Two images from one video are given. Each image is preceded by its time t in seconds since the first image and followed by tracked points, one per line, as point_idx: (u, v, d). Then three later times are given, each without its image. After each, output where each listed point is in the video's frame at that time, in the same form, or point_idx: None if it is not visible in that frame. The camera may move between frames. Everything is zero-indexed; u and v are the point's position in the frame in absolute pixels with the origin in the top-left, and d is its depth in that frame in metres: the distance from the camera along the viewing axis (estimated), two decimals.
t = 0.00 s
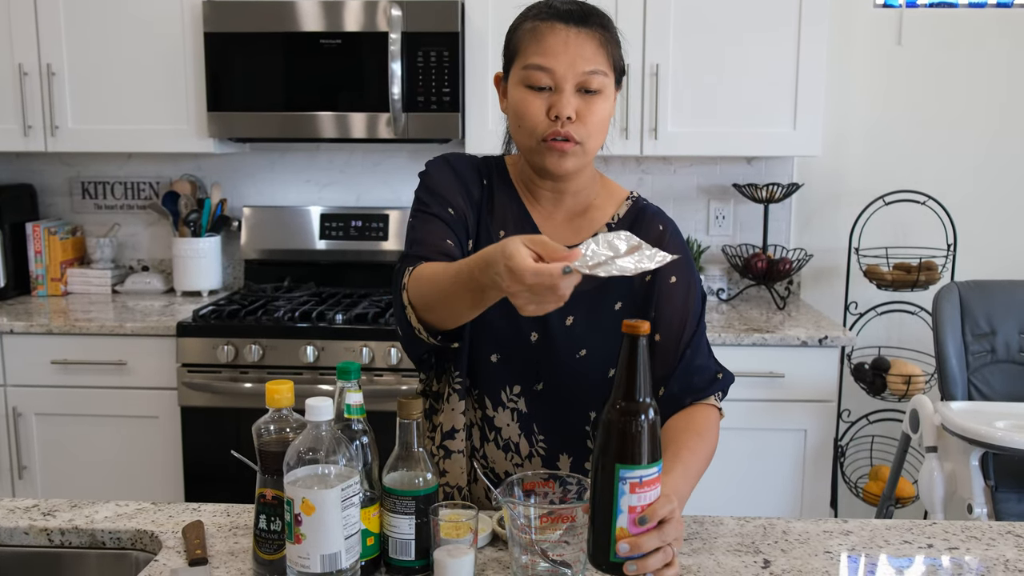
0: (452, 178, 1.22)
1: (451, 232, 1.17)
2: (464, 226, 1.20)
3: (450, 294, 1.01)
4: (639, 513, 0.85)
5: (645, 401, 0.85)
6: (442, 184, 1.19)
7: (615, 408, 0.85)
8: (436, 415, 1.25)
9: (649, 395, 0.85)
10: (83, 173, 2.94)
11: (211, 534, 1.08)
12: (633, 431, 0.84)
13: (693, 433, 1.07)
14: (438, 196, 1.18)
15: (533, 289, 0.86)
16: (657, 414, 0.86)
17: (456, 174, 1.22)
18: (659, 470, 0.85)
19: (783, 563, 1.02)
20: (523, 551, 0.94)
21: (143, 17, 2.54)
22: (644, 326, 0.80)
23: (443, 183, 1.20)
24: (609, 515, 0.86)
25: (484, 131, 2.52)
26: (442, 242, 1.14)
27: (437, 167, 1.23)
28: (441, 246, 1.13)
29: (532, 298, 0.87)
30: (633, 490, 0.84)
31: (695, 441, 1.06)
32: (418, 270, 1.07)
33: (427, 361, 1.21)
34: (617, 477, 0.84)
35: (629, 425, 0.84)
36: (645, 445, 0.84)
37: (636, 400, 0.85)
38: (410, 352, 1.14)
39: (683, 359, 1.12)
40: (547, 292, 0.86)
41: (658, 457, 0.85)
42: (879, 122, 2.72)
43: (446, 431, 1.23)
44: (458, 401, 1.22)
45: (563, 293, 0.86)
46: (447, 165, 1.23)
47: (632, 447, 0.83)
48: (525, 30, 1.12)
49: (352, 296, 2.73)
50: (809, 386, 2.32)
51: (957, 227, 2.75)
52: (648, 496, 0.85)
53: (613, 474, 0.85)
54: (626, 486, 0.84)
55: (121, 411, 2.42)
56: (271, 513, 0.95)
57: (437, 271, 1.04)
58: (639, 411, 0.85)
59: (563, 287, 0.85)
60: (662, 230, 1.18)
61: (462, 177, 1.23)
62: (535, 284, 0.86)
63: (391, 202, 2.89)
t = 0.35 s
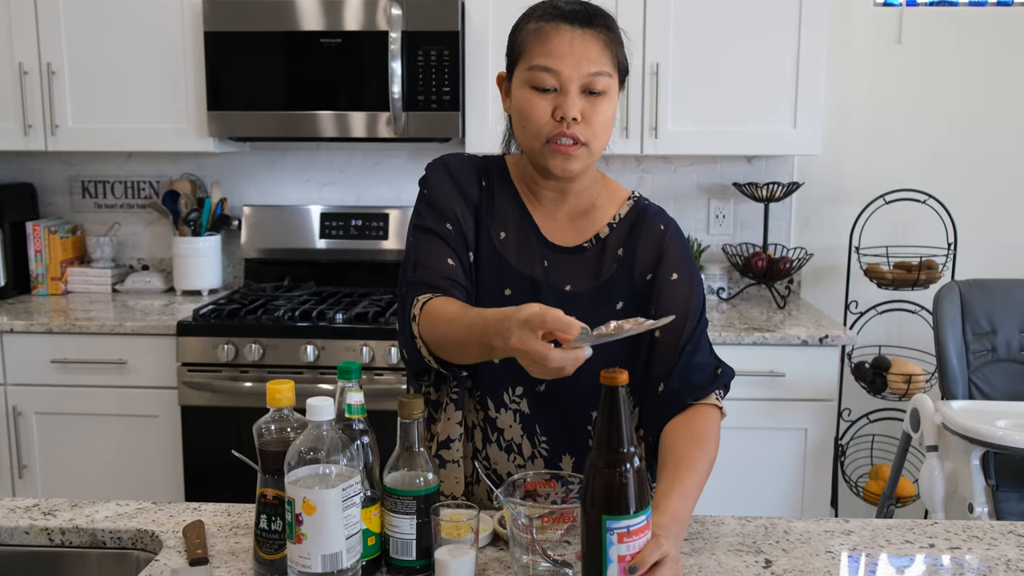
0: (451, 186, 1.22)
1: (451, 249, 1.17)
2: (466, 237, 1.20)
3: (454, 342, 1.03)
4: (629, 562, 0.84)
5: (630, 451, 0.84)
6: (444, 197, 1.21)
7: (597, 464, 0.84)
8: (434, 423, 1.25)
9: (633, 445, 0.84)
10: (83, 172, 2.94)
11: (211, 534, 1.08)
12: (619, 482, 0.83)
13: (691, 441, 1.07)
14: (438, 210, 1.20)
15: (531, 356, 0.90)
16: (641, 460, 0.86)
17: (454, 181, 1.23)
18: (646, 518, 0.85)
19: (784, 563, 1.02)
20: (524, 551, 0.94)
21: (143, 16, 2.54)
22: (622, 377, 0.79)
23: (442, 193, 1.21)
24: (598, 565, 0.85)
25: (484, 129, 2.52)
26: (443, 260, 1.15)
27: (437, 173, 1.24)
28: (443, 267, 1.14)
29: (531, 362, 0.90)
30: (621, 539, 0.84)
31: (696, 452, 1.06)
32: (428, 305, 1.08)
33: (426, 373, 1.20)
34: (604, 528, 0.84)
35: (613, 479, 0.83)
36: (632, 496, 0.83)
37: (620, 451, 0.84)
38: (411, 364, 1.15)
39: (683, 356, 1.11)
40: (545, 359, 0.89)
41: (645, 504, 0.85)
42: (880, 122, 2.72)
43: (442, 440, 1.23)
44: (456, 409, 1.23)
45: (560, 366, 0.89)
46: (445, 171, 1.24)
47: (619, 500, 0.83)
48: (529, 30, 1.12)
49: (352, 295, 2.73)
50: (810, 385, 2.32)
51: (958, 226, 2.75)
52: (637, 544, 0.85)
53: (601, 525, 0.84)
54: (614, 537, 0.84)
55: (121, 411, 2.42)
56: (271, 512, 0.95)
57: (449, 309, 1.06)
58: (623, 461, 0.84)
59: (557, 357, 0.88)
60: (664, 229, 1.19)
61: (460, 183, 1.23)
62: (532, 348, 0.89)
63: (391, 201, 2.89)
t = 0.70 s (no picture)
0: (451, 185, 1.22)
1: (452, 247, 1.17)
2: (466, 236, 1.20)
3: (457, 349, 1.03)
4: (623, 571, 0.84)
5: (622, 462, 0.84)
6: (444, 196, 1.21)
7: (591, 474, 0.84)
8: (435, 421, 1.25)
9: (625, 456, 0.84)
10: (84, 170, 2.94)
11: (212, 531, 1.07)
12: (611, 493, 0.83)
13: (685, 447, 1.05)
14: (438, 210, 1.20)
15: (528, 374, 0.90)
16: (633, 469, 0.85)
17: (454, 179, 1.23)
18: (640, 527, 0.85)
19: (785, 559, 1.02)
20: (525, 547, 0.94)
21: (143, 14, 2.54)
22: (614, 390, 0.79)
23: (442, 192, 1.22)
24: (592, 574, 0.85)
25: (484, 127, 2.52)
26: (443, 259, 1.15)
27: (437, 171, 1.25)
28: (443, 266, 1.14)
29: (529, 380, 0.90)
30: (614, 549, 0.84)
31: (692, 456, 1.04)
32: (434, 305, 1.08)
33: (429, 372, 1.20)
34: (598, 539, 0.83)
35: (607, 489, 0.83)
36: (625, 506, 0.83)
37: (612, 462, 0.84)
38: (413, 362, 1.15)
39: (682, 355, 1.10)
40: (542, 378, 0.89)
41: (638, 515, 0.85)
42: (881, 120, 2.72)
43: (442, 438, 1.23)
44: (456, 407, 1.23)
45: (557, 388, 0.89)
46: (445, 169, 1.24)
47: (612, 511, 0.83)
48: (529, 26, 1.12)
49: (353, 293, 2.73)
50: (811, 383, 2.32)
51: (959, 223, 2.75)
52: (630, 554, 0.85)
53: (593, 535, 0.84)
54: (608, 547, 0.84)
55: (122, 409, 2.42)
56: (272, 509, 0.94)
57: (453, 316, 1.05)
58: (616, 471, 0.83)
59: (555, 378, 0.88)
60: (665, 226, 1.18)
61: (460, 181, 1.23)
62: (532, 366, 0.89)
63: (391, 199, 2.89)
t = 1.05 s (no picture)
0: (451, 183, 1.22)
1: (454, 247, 1.17)
2: (468, 235, 1.19)
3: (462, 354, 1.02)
4: (622, 569, 0.83)
5: (633, 458, 0.84)
6: (445, 195, 1.20)
7: (600, 467, 0.84)
8: (437, 420, 1.24)
9: (635, 452, 0.84)
10: (84, 167, 2.94)
11: (213, 528, 1.07)
12: (619, 488, 0.82)
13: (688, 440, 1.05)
14: (439, 209, 1.19)
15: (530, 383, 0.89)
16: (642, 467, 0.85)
17: (455, 177, 1.22)
18: (644, 526, 0.84)
19: (786, 556, 1.02)
20: (527, 544, 0.94)
21: (143, 11, 2.53)
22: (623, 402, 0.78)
23: (443, 191, 1.21)
24: (593, 569, 0.84)
25: (485, 124, 2.52)
26: (446, 259, 1.15)
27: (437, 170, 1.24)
28: (446, 267, 1.14)
29: (531, 389, 0.89)
30: (615, 546, 0.83)
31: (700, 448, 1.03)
32: (438, 308, 1.07)
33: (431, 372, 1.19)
34: (600, 533, 0.83)
35: (615, 484, 0.82)
36: (632, 502, 0.83)
37: (621, 458, 0.83)
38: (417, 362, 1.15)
39: (684, 358, 1.12)
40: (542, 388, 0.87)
41: (644, 513, 0.84)
42: (882, 117, 2.72)
43: (442, 436, 1.23)
44: (457, 406, 1.22)
45: (557, 398, 0.87)
46: (446, 167, 1.23)
47: (617, 506, 0.82)
48: (533, 22, 1.12)
49: (353, 290, 2.73)
50: (811, 380, 2.32)
51: (959, 221, 2.75)
52: (632, 552, 0.83)
53: (596, 530, 0.84)
54: (608, 542, 0.83)
55: (122, 406, 2.42)
56: (273, 506, 0.95)
57: (456, 320, 1.05)
58: (625, 468, 0.83)
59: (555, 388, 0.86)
60: (669, 221, 1.19)
61: (461, 180, 1.22)
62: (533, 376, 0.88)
63: (392, 196, 2.89)
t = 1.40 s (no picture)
0: (447, 182, 1.21)
1: (451, 250, 1.16)
2: (467, 236, 1.19)
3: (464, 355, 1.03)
4: (621, 563, 0.83)
5: (631, 452, 0.84)
6: (442, 196, 1.20)
7: (599, 462, 0.84)
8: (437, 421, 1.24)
9: (633, 448, 0.84)
10: (82, 165, 2.94)
11: (213, 523, 1.08)
12: (618, 482, 0.83)
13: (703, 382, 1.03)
14: (437, 211, 1.18)
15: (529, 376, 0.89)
16: (640, 463, 0.85)
17: (451, 177, 1.21)
18: (642, 520, 0.84)
19: (784, 550, 1.02)
20: (526, 539, 0.94)
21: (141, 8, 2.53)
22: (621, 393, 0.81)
23: (440, 190, 1.20)
24: (592, 563, 0.84)
25: (484, 121, 2.52)
26: (443, 262, 1.14)
27: (432, 169, 1.23)
28: (444, 270, 1.14)
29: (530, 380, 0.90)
30: (613, 540, 0.83)
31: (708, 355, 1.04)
32: (438, 310, 1.08)
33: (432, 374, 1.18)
34: (597, 527, 0.83)
35: (613, 479, 0.83)
36: (630, 497, 0.83)
37: (620, 453, 0.84)
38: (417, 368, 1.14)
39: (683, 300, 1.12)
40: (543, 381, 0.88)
41: (642, 507, 0.84)
42: (881, 114, 2.72)
43: (443, 436, 1.23)
44: (458, 406, 1.22)
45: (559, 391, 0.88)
46: (442, 168, 1.22)
47: (615, 501, 0.83)
48: (539, 20, 1.11)
49: (352, 287, 2.73)
50: (810, 376, 2.32)
51: (957, 217, 2.75)
52: (631, 546, 0.84)
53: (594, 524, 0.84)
54: (606, 536, 0.83)
55: (121, 404, 2.42)
56: (272, 500, 0.95)
57: (454, 321, 1.06)
58: (623, 462, 0.83)
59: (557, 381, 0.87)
60: (665, 203, 1.20)
61: (457, 178, 1.21)
62: (533, 369, 0.88)
63: (390, 193, 2.89)
